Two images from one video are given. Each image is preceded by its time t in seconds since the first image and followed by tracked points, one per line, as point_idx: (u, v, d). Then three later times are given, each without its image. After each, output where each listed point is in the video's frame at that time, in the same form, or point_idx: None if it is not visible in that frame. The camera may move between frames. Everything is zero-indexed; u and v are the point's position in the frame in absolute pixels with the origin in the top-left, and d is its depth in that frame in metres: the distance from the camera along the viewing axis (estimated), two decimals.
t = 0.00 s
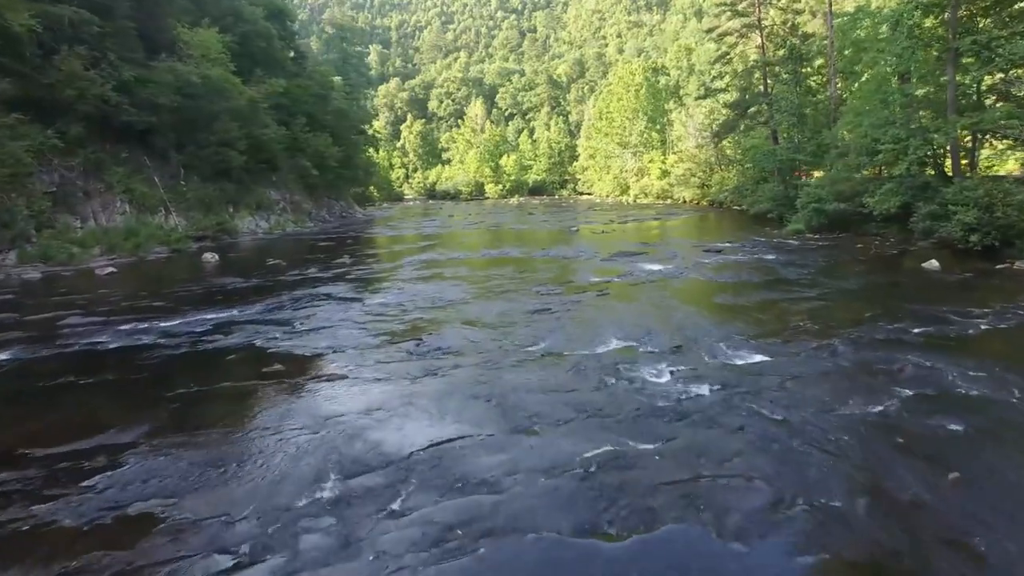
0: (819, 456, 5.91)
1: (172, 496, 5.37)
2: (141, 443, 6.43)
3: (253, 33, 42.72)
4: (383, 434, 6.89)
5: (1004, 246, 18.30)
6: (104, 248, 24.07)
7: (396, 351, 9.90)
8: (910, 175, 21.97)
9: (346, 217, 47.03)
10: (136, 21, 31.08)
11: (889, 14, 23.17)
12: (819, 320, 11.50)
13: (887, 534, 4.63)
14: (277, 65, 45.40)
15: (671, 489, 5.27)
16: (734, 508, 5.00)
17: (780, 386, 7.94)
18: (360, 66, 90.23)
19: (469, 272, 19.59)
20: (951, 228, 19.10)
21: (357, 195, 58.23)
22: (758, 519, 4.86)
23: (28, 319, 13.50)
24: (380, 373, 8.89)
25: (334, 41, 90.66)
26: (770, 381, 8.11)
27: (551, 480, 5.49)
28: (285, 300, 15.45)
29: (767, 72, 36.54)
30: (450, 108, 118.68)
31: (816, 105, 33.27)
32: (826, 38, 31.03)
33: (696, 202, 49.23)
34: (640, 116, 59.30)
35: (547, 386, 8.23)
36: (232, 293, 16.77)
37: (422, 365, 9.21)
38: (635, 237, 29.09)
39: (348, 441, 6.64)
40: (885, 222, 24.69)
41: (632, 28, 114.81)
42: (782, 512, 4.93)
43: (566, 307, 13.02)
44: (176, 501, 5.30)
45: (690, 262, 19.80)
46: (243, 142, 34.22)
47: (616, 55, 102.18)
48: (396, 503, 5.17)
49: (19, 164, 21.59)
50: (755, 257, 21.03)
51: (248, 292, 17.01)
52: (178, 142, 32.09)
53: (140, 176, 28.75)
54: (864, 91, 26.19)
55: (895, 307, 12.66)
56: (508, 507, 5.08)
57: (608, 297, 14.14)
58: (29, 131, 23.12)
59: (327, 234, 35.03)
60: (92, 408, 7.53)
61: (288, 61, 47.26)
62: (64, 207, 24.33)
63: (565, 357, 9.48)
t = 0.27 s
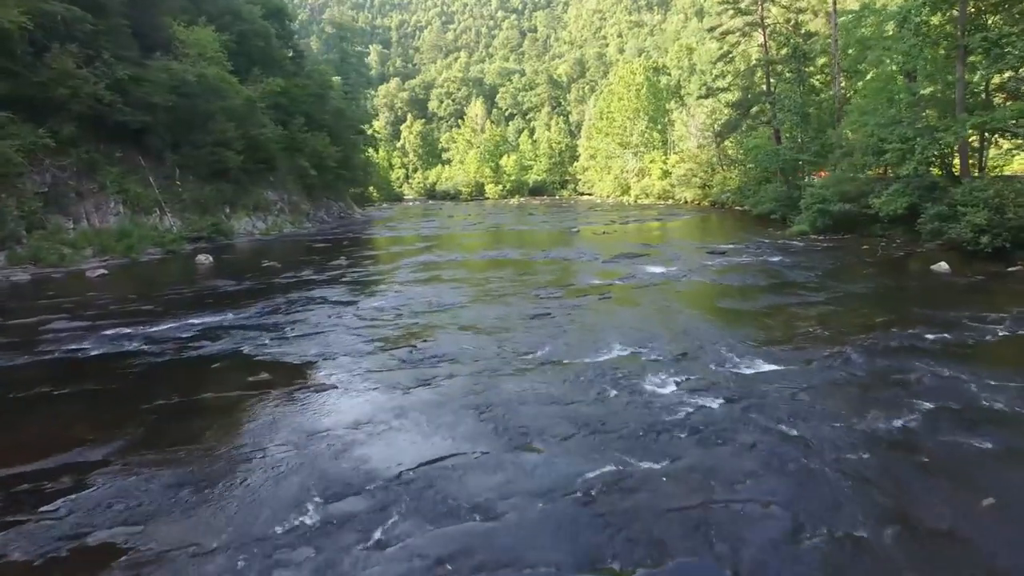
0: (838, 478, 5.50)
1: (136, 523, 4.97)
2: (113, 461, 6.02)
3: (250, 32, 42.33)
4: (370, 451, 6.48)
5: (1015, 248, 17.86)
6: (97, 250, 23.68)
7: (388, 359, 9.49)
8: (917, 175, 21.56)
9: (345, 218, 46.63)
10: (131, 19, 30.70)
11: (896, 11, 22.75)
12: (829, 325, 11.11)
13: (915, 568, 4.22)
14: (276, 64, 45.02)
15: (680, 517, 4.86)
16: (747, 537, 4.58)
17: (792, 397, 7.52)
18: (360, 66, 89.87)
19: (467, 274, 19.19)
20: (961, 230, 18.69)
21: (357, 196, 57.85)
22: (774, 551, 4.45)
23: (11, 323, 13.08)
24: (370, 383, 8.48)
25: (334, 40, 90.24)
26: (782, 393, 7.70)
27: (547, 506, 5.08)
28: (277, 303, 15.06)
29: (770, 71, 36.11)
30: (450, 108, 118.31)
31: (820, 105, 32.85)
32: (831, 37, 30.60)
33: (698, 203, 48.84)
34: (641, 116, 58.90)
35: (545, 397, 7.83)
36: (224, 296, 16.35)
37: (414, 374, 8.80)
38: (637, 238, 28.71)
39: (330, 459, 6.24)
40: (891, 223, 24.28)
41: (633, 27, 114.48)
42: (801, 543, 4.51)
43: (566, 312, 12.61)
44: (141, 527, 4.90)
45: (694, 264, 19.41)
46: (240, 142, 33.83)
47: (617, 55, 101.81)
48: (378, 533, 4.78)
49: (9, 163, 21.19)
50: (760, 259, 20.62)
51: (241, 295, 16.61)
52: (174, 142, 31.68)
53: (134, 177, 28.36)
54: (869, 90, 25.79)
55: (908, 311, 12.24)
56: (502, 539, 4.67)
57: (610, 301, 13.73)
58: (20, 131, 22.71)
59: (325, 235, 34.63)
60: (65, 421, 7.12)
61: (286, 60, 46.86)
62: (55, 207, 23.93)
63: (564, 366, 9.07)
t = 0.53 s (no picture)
0: (862, 502, 5.12)
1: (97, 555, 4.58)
2: (78, 482, 5.61)
3: (248, 31, 41.93)
4: (357, 469, 6.08)
5: None
6: (89, 251, 23.29)
7: (378, 368, 9.09)
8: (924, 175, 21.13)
9: (343, 218, 46.22)
10: (125, 17, 30.32)
11: (902, 8, 22.32)
12: (839, 330, 10.69)
13: None
14: (273, 63, 44.62)
15: (693, 548, 4.49)
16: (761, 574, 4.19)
17: (806, 409, 7.13)
18: (360, 65, 89.46)
19: (465, 276, 18.77)
20: (970, 232, 18.27)
21: (355, 196, 57.45)
22: None
23: None
24: (359, 394, 8.08)
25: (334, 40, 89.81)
26: (795, 404, 7.31)
27: (542, 536, 4.70)
28: (269, 306, 14.66)
29: (772, 70, 35.69)
30: (451, 108, 117.91)
31: (823, 104, 32.44)
32: (835, 35, 30.17)
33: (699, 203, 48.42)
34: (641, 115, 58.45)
35: (543, 410, 7.43)
36: (215, 299, 15.94)
37: (405, 384, 8.39)
38: (638, 239, 28.28)
39: (313, 480, 5.86)
40: (897, 224, 23.88)
41: (634, 27, 114.11)
42: None
43: (565, 316, 12.21)
44: (102, 560, 4.52)
45: (696, 266, 19.00)
46: (236, 141, 33.44)
47: (618, 55, 101.41)
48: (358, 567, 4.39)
49: None
50: (764, 260, 20.21)
51: (233, 298, 16.22)
52: (169, 141, 31.29)
53: (128, 176, 27.96)
54: (875, 89, 25.38)
55: (919, 315, 11.83)
56: (499, 573, 4.30)
57: (611, 305, 13.32)
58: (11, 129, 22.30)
59: (322, 236, 34.24)
60: (34, 436, 6.73)
61: (284, 59, 46.44)
62: (47, 208, 23.53)
63: (565, 376, 8.66)
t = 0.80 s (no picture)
0: (889, 532, 4.72)
1: None
2: (37, 508, 5.22)
3: (244, 30, 41.53)
4: (341, 491, 5.67)
5: None
6: (81, 252, 22.89)
7: (369, 377, 8.68)
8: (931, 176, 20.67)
9: (341, 218, 45.81)
10: (120, 15, 29.89)
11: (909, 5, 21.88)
12: (850, 337, 10.29)
13: None
14: (271, 62, 44.22)
15: None
16: None
17: (821, 425, 6.72)
18: (359, 65, 89.07)
19: (462, 278, 18.37)
20: (979, 233, 17.86)
21: (354, 196, 57.05)
22: None
23: None
24: (349, 405, 7.68)
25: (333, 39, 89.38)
26: (809, 418, 6.90)
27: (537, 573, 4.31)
28: (260, 310, 14.26)
29: (775, 69, 35.26)
30: (451, 108, 117.52)
31: (826, 103, 32.02)
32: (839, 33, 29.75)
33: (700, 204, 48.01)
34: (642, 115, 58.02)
35: (541, 424, 7.04)
36: (206, 303, 15.53)
37: (395, 395, 7.99)
38: (639, 240, 27.89)
39: (293, 504, 5.47)
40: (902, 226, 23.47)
41: (634, 27, 113.70)
42: None
43: (564, 322, 11.81)
44: None
45: (699, 268, 18.60)
46: (232, 141, 33.05)
47: (618, 55, 100.97)
48: None
49: None
50: (767, 262, 19.81)
51: (224, 301, 15.82)
52: (164, 140, 30.87)
53: (122, 176, 27.55)
54: (880, 88, 24.98)
55: (931, 320, 11.42)
56: None
57: (612, 310, 12.91)
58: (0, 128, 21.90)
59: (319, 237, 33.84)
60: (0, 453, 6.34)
61: (281, 58, 46.03)
62: (38, 208, 23.12)
63: (565, 387, 8.27)
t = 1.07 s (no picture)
0: (919, 568, 4.30)
1: None
2: None
3: (241, 28, 41.12)
4: (321, 516, 5.25)
5: None
6: (72, 253, 22.47)
7: (358, 387, 8.25)
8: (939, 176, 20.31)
9: (340, 219, 45.39)
10: (114, 13, 29.50)
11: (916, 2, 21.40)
12: (862, 343, 9.87)
13: None
14: (268, 61, 43.81)
15: None
16: None
17: (837, 441, 6.30)
18: (359, 64, 88.68)
19: (460, 281, 17.95)
20: (989, 235, 17.42)
21: (353, 197, 56.65)
22: None
23: None
24: (335, 418, 7.24)
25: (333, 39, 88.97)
26: (825, 434, 6.48)
27: None
28: (251, 314, 13.84)
29: (778, 68, 34.82)
30: (451, 108, 117.13)
31: (830, 102, 31.58)
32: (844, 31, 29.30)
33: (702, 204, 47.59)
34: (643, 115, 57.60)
35: (539, 440, 6.61)
36: (196, 306, 15.11)
37: (384, 406, 7.57)
38: (641, 241, 27.46)
39: (268, 530, 5.04)
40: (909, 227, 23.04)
41: (635, 27, 113.29)
42: None
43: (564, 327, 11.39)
44: None
45: (702, 270, 18.18)
46: (229, 141, 32.65)
47: (619, 55, 100.56)
48: None
49: None
50: (772, 265, 19.39)
51: (215, 305, 15.40)
52: (159, 140, 30.46)
53: (115, 176, 27.14)
54: (886, 87, 24.56)
55: (944, 326, 10.99)
56: None
57: (614, 315, 12.48)
58: None
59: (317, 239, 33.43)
60: None
61: (279, 57, 45.60)
62: (28, 209, 22.70)
63: (565, 398, 7.85)
